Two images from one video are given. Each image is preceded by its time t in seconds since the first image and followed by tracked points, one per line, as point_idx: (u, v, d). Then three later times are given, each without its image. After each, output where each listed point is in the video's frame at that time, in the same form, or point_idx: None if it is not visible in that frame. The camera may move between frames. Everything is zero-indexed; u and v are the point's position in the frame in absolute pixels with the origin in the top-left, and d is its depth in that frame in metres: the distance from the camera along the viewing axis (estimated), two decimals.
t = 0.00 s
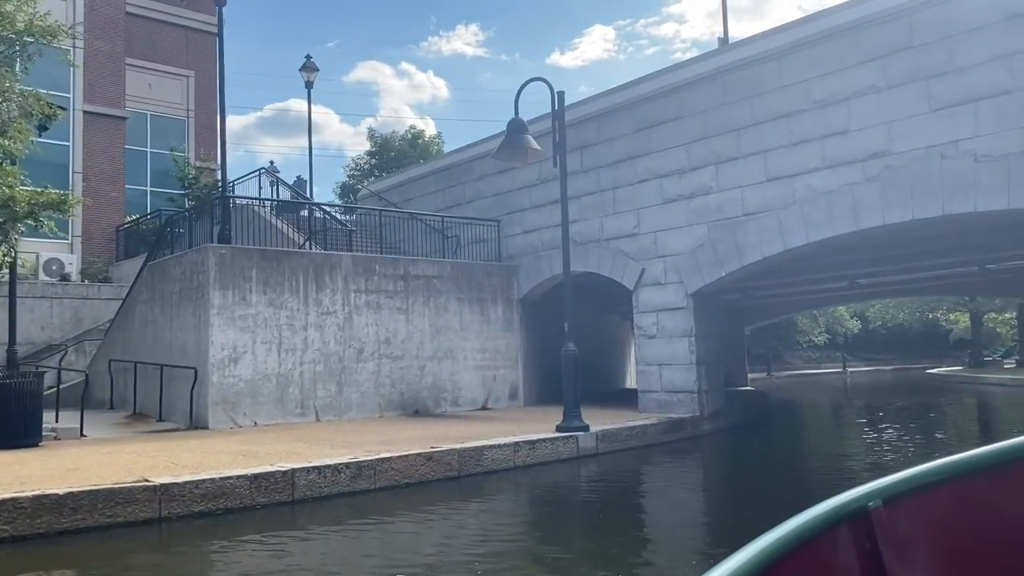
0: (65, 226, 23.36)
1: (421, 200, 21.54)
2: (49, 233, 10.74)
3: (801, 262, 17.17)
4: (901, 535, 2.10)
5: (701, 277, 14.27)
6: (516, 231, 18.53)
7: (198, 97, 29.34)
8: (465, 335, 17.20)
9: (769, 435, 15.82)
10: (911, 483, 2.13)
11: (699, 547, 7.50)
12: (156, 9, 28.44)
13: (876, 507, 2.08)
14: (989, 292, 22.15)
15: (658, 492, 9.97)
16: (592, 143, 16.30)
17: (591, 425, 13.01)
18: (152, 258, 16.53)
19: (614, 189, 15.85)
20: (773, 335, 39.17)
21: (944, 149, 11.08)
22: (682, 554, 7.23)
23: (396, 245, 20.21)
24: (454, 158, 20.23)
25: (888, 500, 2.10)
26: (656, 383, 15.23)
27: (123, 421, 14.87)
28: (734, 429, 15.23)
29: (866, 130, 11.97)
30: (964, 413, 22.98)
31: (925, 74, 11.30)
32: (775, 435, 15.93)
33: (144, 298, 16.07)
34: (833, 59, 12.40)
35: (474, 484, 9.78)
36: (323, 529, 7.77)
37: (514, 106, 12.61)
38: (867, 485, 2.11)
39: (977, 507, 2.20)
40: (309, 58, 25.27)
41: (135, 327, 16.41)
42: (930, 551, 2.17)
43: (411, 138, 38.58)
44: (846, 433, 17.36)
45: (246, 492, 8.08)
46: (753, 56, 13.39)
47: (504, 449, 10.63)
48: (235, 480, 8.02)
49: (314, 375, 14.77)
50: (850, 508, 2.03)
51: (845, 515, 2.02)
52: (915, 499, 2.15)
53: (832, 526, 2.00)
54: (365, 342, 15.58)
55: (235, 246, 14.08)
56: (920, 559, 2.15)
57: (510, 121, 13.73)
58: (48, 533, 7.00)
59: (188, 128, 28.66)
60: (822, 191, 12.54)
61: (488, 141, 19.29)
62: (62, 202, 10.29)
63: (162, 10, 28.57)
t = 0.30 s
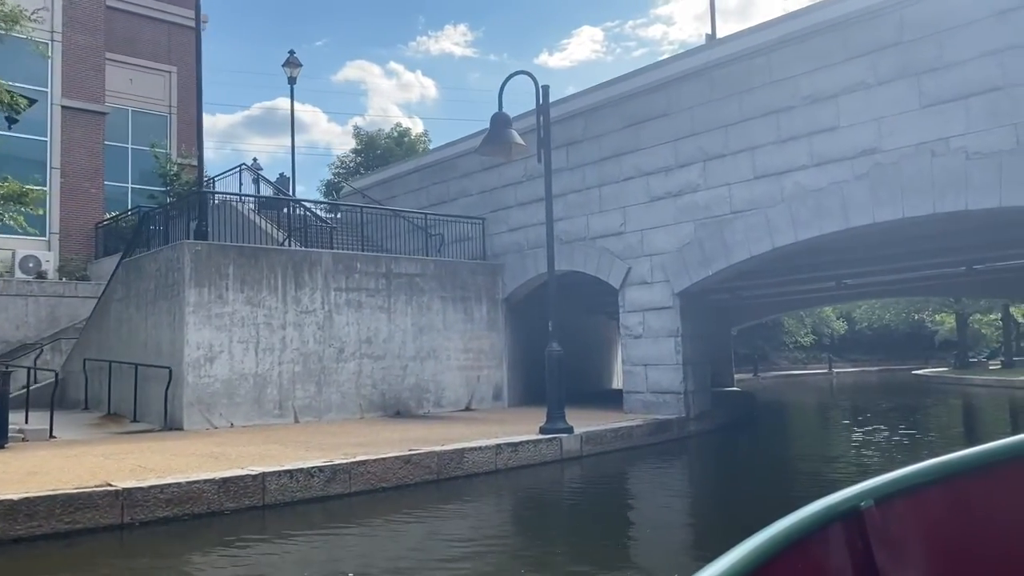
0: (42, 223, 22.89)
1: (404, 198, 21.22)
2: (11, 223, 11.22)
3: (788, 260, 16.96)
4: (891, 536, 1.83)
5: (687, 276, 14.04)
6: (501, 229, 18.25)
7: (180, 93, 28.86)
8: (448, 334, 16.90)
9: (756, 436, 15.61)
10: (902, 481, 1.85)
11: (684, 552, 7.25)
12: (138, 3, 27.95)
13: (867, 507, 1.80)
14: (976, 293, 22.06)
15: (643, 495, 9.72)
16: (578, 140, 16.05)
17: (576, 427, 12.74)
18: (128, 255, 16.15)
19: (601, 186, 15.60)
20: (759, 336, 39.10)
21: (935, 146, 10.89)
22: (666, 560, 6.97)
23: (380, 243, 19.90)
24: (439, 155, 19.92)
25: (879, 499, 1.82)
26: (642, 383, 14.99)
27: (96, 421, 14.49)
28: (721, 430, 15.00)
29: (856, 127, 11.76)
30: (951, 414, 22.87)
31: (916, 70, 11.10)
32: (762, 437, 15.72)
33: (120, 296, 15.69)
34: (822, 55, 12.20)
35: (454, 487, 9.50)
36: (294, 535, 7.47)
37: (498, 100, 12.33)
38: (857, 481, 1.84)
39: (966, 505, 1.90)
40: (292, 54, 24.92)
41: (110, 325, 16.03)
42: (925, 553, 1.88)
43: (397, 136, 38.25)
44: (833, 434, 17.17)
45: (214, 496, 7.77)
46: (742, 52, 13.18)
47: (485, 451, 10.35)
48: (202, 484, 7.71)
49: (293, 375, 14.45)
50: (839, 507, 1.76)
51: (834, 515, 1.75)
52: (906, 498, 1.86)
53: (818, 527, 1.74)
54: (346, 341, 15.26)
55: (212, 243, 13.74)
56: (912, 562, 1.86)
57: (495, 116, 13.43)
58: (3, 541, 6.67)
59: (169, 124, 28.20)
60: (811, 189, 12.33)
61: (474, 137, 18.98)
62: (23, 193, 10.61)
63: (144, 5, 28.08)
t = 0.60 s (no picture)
0: (17, 218, 22.40)
1: (387, 194, 20.88)
2: None
3: (775, 258, 16.73)
4: (885, 535, 1.87)
5: (674, 274, 13.78)
6: (485, 226, 17.94)
7: (161, 87, 28.37)
8: (431, 333, 16.57)
9: (742, 438, 15.38)
10: (898, 480, 1.89)
11: (669, 556, 6.97)
12: None
13: (861, 505, 1.84)
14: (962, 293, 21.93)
15: (628, 498, 9.44)
16: (564, 135, 15.77)
17: (559, 428, 12.45)
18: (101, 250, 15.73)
19: (587, 182, 15.32)
20: (744, 336, 39.00)
21: (926, 141, 10.67)
22: (651, 565, 6.69)
23: (362, 240, 19.59)
24: (422, 150, 19.59)
25: (875, 497, 1.86)
26: (628, 383, 14.72)
27: (67, 422, 14.08)
28: (707, 431, 14.76)
29: (847, 122, 11.52)
30: (937, 415, 22.75)
31: (907, 64, 10.88)
32: (749, 438, 15.48)
33: (93, 293, 15.28)
34: (812, 49, 11.97)
35: (432, 491, 9.19)
36: (261, 541, 7.15)
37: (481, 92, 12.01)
38: (855, 481, 1.87)
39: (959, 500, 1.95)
40: (274, 48, 24.49)
41: (83, 323, 15.62)
42: (919, 550, 1.93)
43: (382, 133, 37.88)
44: (820, 435, 16.97)
45: (179, 501, 7.45)
46: (730, 46, 12.93)
47: (465, 453, 10.05)
48: (166, 488, 7.38)
49: (271, 374, 14.10)
50: (834, 505, 1.79)
51: (829, 513, 1.79)
52: (901, 496, 1.91)
53: (813, 525, 1.76)
54: (325, 340, 14.92)
55: (186, 238, 13.36)
56: (907, 559, 1.92)
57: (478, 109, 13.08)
58: None
59: (149, 118, 27.72)
60: (799, 186, 12.10)
61: (458, 132, 18.65)
62: None
63: None
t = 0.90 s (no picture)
0: None
1: (370, 189, 20.53)
2: None
3: (762, 257, 16.51)
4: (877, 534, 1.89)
5: (660, 271, 13.53)
6: (468, 222, 17.63)
7: (142, 81, 27.88)
8: (413, 331, 16.25)
9: (728, 438, 15.14)
10: (886, 479, 1.92)
11: (653, 561, 6.70)
12: None
13: (855, 505, 1.85)
14: (948, 292, 21.82)
15: (611, 500, 9.17)
16: (548, 130, 15.48)
17: (542, 429, 12.17)
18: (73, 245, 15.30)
19: (572, 178, 15.04)
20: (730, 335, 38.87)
21: (917, 137, 10.46)
22: (634, 570, 6.42)
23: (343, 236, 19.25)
24: (405, 145, 19.27)
25: (867, 497, 1.88)
26: (613, 383, 14.46)
27: (36, 421, 13.66)
28: (692, 432, 14.52)
29: (837, 117, 11.30)
30: (922, 415, 22.64)
31: (898, 58, 10.66)
32: (735, 439, 15.26)
33: (64, 289, 14.86)
34: (801, 43, 11.74)
35: (409, 494, 8.88)
36: (227, 547, 6.82)
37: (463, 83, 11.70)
38: (844, 482, 1.90)
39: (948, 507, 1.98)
40: (256, 41, 24.10)
41: (55, 320, 15.20)
42: (910, 552, 1.95)
43: (366, 129, 37.50)
44: (806, 436, 16.76)
45: (141, 506, 7.11)
46: (717, 39, 12.68)
47: (444, 455, 9.75)
48: (127, 493, 7.03)
49: (247, 373, 13.75)
50: (829, 505, 1.81)
51: (824, 512, 1.80)
52: (893, 496, 1.93)
53: (808, 525, 1.78)
54: (303, 337, 14.58)
55: (159, 232, 12.99)
56: (900, 558, 1.93)
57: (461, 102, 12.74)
58: None
59: (129, 112, 27.21)
60: (788, 182, 11.87)
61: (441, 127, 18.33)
62: None
63: None
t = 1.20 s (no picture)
0: None
1: (351, 184, 20.19)
2: None
3: (748, 254, 16.29)
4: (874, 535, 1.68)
5: (646, 268, 13.28)
6: (451, 218, 17.33)
7: (121, 74, 27.35)
8: (394, 329, 15.94)
9: (713, 439, 14.92)
10: (885, 475, 1.70)
11: (636, 564, 6.44)
12: None
13: (849, 502, 1.66)
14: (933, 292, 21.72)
15: (594, 502, 8.90)
16: (533, 124, 15.20)
17: (524, 429, 11.89)
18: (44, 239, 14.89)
19: (557, 173, 14.77)
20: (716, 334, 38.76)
21: (908, 132, 10.25)
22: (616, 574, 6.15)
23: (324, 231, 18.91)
24: (387, 139, 18.94)
25: (861, 494, 1.68)
26: (597, 382, 14.20)
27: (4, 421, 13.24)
28: (678, 432, 14.28)
29: (827, 112, 11.07)
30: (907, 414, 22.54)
31: (889, 51, 10.45)
32: (721, 440, 15.05)
33: (34, 284, 14.44)
34: (790, 36, 11.52)
35: (385, 498, 8.58)
36: (189, 552, 6.50)
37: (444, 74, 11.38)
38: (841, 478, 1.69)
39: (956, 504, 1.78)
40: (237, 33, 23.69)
41: (25, 317, 14.77)
42: (909, 551, 1.74)
43: (351, 125, 37.12)
44: (792, 436, 16.57)
45: (99, 510, 6.77)
46: (705, 32, 12.44)
47: (422, 457, 9.45)
48: (84, 497, 6.70)
49: (222, 371, 13.39)
50: (821, 501, 1.61)
51: (817, 509, 1.60)
52: (891, 493, 1.72)
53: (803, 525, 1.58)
54: (281, 335, 14.24)
55: (132, 226, 12.61)
56: (897, 559, 1.73)
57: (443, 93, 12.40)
58: None
59: (108, 105, 26.68)
60: (776, 177, 11.64)
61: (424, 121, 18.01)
62: None
63: None
